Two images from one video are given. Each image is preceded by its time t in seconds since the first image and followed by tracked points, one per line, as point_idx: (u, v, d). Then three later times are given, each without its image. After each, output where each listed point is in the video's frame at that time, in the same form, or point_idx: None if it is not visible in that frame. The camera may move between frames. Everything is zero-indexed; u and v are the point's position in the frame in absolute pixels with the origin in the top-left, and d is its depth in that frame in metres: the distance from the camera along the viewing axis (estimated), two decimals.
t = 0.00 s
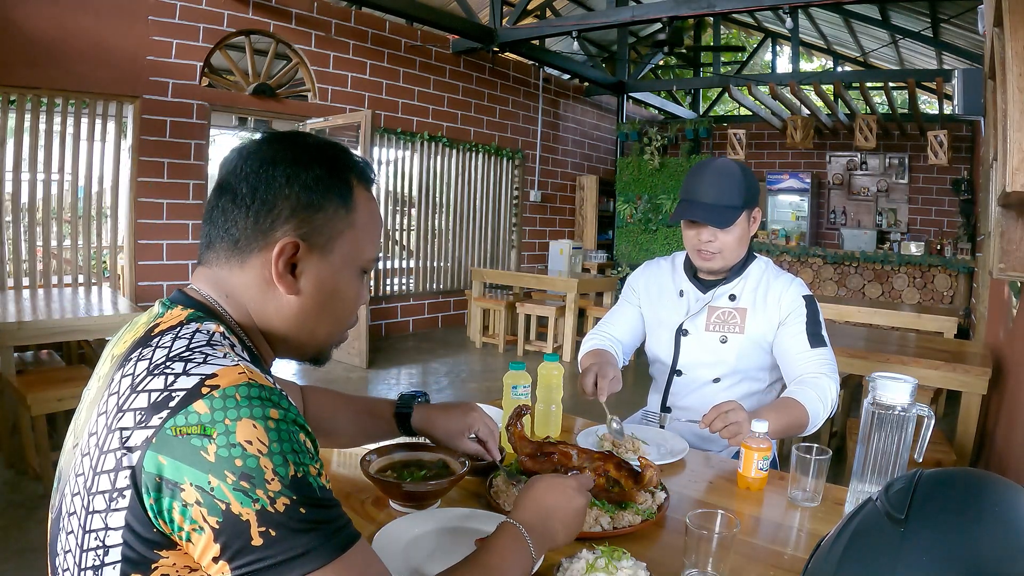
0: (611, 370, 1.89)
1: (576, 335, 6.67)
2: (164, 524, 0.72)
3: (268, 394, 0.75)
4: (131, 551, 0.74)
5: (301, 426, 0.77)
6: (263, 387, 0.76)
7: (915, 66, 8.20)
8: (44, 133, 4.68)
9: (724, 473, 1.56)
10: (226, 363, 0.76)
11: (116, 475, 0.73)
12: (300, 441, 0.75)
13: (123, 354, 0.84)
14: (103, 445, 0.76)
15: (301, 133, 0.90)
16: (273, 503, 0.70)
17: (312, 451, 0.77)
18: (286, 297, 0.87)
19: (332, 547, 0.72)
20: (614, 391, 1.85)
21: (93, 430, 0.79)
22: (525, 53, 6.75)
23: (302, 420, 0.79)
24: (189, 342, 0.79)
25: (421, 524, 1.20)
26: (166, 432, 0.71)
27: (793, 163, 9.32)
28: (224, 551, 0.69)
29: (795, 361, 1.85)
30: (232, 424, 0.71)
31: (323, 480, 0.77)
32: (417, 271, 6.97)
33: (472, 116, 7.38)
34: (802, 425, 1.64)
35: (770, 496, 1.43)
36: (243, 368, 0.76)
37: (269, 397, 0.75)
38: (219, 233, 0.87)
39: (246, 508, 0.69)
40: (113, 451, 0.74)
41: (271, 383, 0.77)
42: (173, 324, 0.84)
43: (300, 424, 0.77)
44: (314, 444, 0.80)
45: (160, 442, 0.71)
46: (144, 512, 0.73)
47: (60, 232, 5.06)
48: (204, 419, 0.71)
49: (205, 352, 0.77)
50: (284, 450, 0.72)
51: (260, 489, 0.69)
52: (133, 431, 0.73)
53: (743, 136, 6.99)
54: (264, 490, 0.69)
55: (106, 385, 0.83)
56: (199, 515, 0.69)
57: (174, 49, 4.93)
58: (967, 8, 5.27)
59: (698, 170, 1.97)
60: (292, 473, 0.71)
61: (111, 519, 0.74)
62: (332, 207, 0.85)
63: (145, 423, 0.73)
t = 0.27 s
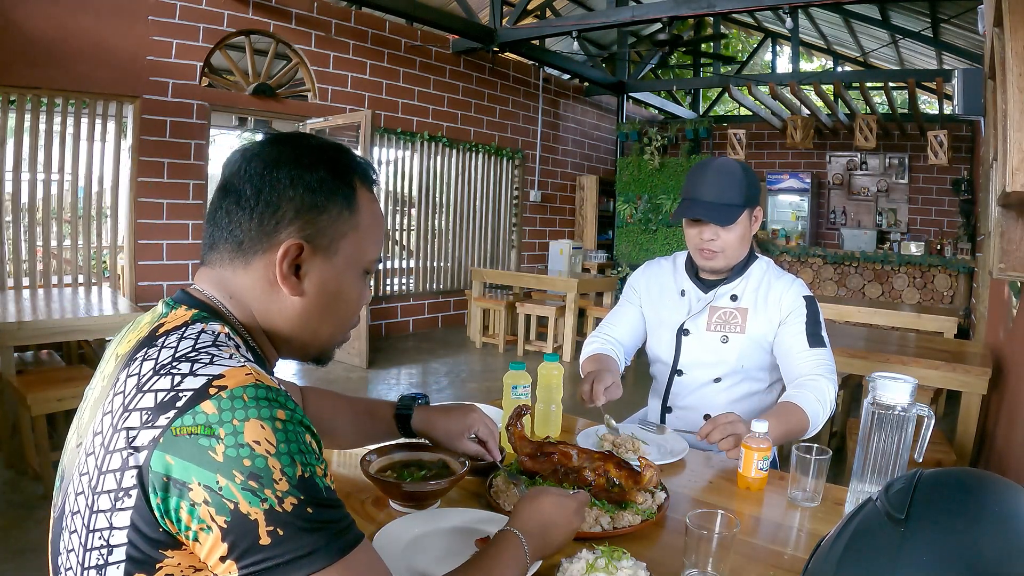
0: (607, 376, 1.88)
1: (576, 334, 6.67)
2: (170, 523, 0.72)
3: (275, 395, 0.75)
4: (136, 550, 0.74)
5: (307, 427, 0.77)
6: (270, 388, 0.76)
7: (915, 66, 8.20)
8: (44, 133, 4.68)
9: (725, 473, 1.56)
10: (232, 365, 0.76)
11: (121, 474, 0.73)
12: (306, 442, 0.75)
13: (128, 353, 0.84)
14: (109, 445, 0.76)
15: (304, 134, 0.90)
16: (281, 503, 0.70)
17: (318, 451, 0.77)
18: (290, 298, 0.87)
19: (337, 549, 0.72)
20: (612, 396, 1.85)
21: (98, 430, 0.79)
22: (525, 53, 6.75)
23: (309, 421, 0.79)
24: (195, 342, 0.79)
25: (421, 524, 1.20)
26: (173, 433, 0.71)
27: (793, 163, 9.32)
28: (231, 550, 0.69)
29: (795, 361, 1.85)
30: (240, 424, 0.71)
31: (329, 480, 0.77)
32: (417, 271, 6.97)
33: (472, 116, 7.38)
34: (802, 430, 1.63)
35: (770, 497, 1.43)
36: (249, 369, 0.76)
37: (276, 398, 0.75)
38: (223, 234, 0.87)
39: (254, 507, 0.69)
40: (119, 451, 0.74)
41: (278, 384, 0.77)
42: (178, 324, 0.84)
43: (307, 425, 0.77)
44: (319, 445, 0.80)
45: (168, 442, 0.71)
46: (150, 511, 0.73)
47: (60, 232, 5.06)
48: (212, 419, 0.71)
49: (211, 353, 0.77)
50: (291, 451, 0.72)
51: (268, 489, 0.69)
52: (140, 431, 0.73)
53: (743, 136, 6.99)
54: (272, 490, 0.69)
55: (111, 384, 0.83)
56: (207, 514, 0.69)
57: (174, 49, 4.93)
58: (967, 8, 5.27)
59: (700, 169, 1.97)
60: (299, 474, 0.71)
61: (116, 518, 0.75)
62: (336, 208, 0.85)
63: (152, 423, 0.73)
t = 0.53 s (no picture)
0: (610, 372, 1.89)
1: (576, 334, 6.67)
2: (167, 524, 0.72)
3: (274, 397, 0.75)
4: (134, 551, 0.74)
5: (305, 429, 0.77)
6: (269, 389, 0.76)
7: (915, 66, 8.20)
8: (44, 133, 4.68)
9: (725, 473, 1.56)
10: (231, 366, 0.76)
11: (120, 475, 0.73)
12: (304, 444, 0.75)
13: (128, 354, 0.84)
14: (107, 445, 0.76)
15: (303, 134, 0.90)
16: (278, 505, 0.70)
17: (315, 453, 0.77)
18: (290, 299, 0.87)
19: (334, 552, 0.72)
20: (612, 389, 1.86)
21: (97, 430, 0.79)
22: (525, 52, 6.75)
23: (307, 423, 0.79)
24: (195, 343, 0.79)
25: (420, 524, 1.20)
26: (171, 434, 0.71)
27: (793, 163, 9.32)
28: (227, 552, 0.69)
29: (795, 361, 1.85)
30: (238, 425, 0.71)
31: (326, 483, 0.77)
32: (417, 271, 6.97)
33: (472, 116, 7.38)
34: (803, 431, 1.62)
35: (770, 497, 1.43)
36: (248, 370, 0.76)
37: (274, 400, 0.75)
38: (222, 234, 0.87)
39: (250, 509, 0.69)
40: (118, 451, 0.74)
41: (276, 386, 0.77)
42: (177, 324, 0.84)
43: (305, 428, 0.77)
44: (317, 448, 0.80)
45: (166, 443, 0.71)
46: (148, 512, 0.73)
47: (60, 232, 5.06)
48: (210, 420, 0.71)
49: (210, 354, 0.77)
50: (288, 453, 0.72)
51: (266, 491, 0.69)
52: (138, 432, 0.73)
53: (743, 136, 6.99)
54: (269, 492, 0.69)
55: (111, 384, 0.83)
56: (203, 516, 0.69)
57: (174, 49, 4.93)
58: (967, 8, 5.26)
59: (700, 170, 1.97)
60: (296, 476, 0.72)
61: (114, 518, 0.75)
62: (335, 208, 0.85)
63: (151, 424, 0.73)
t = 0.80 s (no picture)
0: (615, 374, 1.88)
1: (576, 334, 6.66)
2: (164, 525, 0.72)
3: (269, 397, 0.75)
4: (131, 552, 0.74)
5: (302, 429, 0.77)
6: (264, 389, 0.76)
7: (915, 66, 8.20)
8: (44, 133, 4.68)
9: (724, 473, 1.56)
10: (227, 365, 0.76)
11: (116, 477, 0.73)
12: (300, 444, 0.76)
13: (123, 354, 0.84)
14: (103, 446, 0.76)
15: (298, 132, 0.90)
16: (275, 505, 0.70)
17: (312, 453, 0.78)
18: (286, 298, 0.87)
19: (332, 551, 0.72)
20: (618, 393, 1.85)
21: (93, 432, 0.79)
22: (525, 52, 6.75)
23: (303, 422, 0.79)
24: (190, 343, 0.79)
25: (420, 524, 1.20)
26: (167, 434, 0.71)
27: (793, 163, 9.32)
28: (225, 553, 0.69)
29: (794, 361, 1.85)
30: (234, 425, 0.71)
31: (323, 483, 0.77)
32: (417, 271, 6.97)
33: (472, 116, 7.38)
34: (802, 432, 1.62)
35: (770, 497, 1.43)
36: (243, 370, 0.77)
37: (270, 399, 0.75)
38: (218, 234, 0.87)
39: (247, 509, 0.69)
40: (114, 453, 0.74)
41: (272, 385, 0.77)
42: (173, 325, 0.84)
43: (301, 427, 0.77)
44: (314, 448, 0.80)
45: (161, 444, 0.71)
46: (144, 513, 0.73)
47: (60, 232, 5.06)
48: (206, 420, 0.71)
49: (205, 354, 0.77)
50: (285, 452, 0.72)
51: (262, 491, 0.69)
52: (134, 433, 0.73)
53: (743, 136, 6.99)
54: (266, 492, 0.69)
55: (107, 385, 0.83)
56: (200, 516, 0.69)
57: (175, 49, 4.93)
58: (967, 8, 5.26)
59: (699, 170, 1.97)
60: (293, 476, 0.72)
61: (111, 520, 0.75)
62: (331, 207, 0.85)
63: (146, 425, 0.73)
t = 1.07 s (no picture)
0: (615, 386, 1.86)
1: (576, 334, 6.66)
2: (161, 527, 0.72)
3: (266, 398, 0.75)
4: (128, 554, 0.74)
5: (299, 430, 0.77)
6: (261, 391, 0.76)
7: (915, 66, 8.20)
8: (44, 133, 4.68)
9: (724, 474, 1.56)
10: (223, 367, 0.76)
11: (113, 479, 0.73)
12: (297, 445, 0.75)
13: (120, 355, 0.84)
14: (100, 448, 0.76)
15: (294, 130, 0.90)
16: (272, 507, 0.70)
17: (309, 455, 0.78)
18: (283, 298, 0.87)
19: (330, 553, 0.73)
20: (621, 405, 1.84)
21: (90, 434, 0.79)
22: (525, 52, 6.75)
23: (300, 425, 0.79)
24: (187, 345, 0.79)
25: (420, 524, 1.20)
26: (164, 436, 0.71)
27: (793, 163, 9.32)
28: (222, 556, 0.69)
29: (794, 361, 1.85)
30: (231, 428, 0.71)
31: (321, 484, 0.77)
32: (417, 271, 6.97)
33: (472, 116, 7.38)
34: (802, 433, 1.62)
35: (770, 497, 1.43)
36: (240, 371, 0.76)
37: (266, 401, 0.75)
38: (214, 234, 0.87)
39: (244, 512, 0.69)
40: (111, 455, 0.74)
41: (269, 387, 0.77)
42: (170, 326, 0.84)
43: (298, 429, 0.77)
44: (311, 449, 0.80)
45: (158, 446, 0.71)
46: (141, 516, 0.72)
47: (60, 232, 5.05)
48: (203, 422, 0.71)
49: (202, 356, 0.77)
50: (282, 454, 0.72)
51: (260, 494, 0.69)
52: (131, 435, 0.73)
53: (743, 136, 6.99)
54: (263, 495, 0.69)
55: (103, 387, 0.83)
56: (197, 519, 0.69)
57: (175, 49, 4.93)
58: (967, 8, 5.26)
59: (699, 169, 1.97)
60: (290, 478, 0.72)
61: (108, 522, 0.74)
62: (327, 206, 0.85)
63: (143, 427, 0.73)
